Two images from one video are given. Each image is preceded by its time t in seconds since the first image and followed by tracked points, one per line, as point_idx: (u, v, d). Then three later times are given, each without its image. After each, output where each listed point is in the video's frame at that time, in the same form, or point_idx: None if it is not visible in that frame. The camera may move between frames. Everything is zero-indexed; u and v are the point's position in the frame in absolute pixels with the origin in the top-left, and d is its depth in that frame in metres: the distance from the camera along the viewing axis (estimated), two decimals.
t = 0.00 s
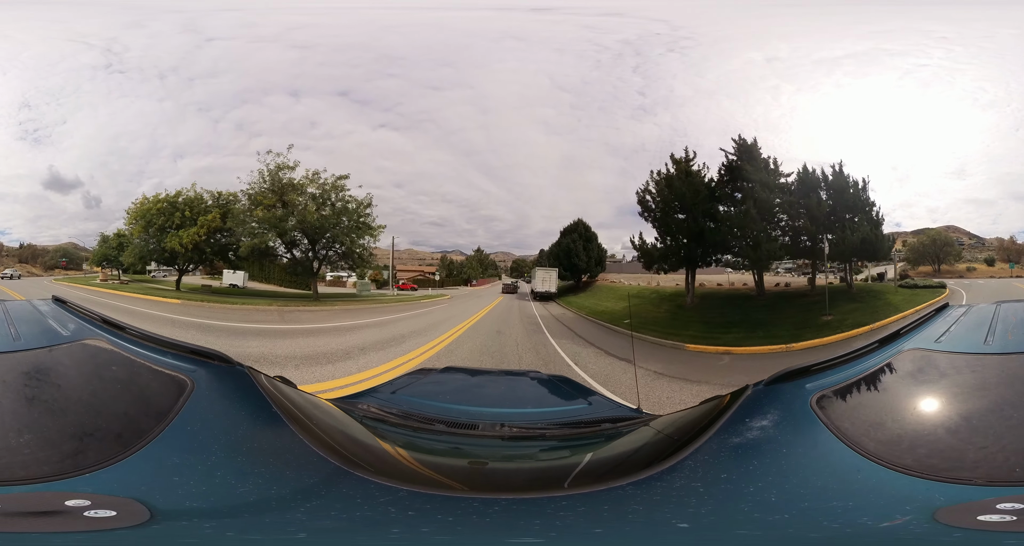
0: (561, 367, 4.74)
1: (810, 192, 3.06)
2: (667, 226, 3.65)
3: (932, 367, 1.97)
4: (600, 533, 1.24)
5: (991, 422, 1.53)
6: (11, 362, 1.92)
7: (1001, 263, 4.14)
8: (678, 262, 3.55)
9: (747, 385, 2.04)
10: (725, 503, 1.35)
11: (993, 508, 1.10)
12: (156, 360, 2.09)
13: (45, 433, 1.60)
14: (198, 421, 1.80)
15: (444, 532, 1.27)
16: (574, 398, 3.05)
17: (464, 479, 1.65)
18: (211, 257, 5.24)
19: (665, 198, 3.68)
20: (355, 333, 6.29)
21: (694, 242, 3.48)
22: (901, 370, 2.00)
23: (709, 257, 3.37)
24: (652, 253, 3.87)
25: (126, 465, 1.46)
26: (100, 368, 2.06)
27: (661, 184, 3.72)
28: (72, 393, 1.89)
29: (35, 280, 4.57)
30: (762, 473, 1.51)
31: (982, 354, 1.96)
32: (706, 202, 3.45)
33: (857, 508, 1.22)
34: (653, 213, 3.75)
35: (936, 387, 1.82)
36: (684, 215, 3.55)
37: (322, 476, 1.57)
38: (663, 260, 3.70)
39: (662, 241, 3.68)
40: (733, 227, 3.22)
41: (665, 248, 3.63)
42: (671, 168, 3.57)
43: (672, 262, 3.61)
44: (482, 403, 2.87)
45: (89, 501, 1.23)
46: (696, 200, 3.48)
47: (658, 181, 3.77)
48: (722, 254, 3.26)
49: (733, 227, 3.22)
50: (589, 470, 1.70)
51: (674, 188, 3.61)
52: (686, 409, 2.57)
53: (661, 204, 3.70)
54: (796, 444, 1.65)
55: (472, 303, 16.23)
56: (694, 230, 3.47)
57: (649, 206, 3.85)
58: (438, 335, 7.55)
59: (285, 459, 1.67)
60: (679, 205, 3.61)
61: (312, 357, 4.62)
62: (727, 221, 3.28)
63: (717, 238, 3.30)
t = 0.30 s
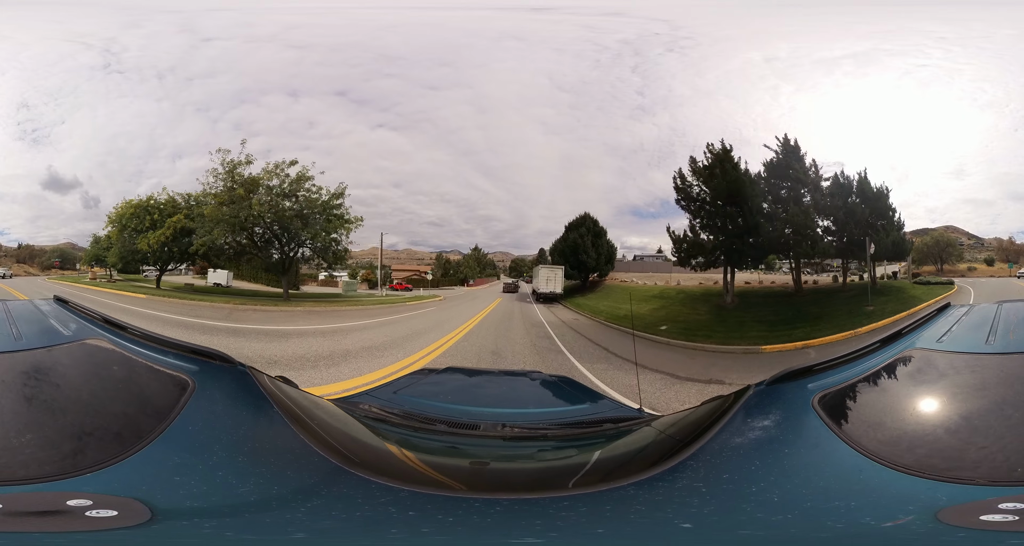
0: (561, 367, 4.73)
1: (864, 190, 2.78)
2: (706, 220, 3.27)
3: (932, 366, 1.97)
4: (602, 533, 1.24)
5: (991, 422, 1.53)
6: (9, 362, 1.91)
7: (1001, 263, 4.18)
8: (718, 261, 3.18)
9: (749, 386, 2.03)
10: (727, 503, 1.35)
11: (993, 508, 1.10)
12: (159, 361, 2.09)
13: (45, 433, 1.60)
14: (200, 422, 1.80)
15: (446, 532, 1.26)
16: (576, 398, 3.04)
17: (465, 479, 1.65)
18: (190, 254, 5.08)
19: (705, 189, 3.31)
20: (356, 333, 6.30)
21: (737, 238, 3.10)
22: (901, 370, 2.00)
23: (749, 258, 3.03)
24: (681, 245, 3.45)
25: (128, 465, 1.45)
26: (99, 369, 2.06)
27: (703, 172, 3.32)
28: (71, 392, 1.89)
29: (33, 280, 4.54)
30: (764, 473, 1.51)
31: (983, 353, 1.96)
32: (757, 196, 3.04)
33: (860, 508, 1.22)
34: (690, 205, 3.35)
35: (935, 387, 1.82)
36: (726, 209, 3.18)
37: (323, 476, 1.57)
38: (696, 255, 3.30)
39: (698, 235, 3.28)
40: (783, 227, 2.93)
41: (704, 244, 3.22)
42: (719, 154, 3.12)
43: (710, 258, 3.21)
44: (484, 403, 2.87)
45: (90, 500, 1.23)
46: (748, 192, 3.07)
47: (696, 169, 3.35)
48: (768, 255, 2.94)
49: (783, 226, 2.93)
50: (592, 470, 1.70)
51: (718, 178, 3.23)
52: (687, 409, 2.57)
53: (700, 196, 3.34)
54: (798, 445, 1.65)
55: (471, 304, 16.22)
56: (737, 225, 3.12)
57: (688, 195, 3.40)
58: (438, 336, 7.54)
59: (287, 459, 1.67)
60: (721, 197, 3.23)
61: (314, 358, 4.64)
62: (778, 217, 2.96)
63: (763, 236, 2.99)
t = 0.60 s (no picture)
0: (561, 368, 4.73)
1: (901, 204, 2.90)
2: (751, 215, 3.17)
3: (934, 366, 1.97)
4: (606, 534, 1.23)
5: (991, 422, 1.53)
6: (9, 363, 1.91)
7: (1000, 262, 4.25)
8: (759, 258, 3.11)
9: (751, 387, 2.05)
10: (730, 503, 1.35)
11: (995, 508, 1.10)
12: (159, 360, 2.09)
13: (45, 432, 1.59)
14: (200, 422, 1.79)
15: (448, 532, 1.26)
16: (577, 399, 3.03)
17: (467, 480, 1.65)
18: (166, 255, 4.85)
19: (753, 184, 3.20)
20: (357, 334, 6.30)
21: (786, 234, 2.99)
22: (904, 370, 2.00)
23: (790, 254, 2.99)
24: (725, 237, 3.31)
25: (129, 465, 1.45)
26: (98, 369, 2.06)
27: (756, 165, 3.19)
28: (71, 391, 1.88)
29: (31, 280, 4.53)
30: (766, 473, 1.51)
31: (984, 353, 1.96)
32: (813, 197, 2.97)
33: (862, 508, 1.22)
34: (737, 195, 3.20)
35: (934, 388, 1.83)
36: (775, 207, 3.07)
37: (324, 476, 1.56)
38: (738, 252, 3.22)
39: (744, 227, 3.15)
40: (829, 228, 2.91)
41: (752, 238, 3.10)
42: (776, 150, 2.92)
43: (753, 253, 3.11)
44: (485, 403, 2.87)
45: (91, 500, 1.22)
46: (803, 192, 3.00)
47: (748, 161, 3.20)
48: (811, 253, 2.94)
49: (830, 227, 2.91)
50: (594, 470, 1.71)
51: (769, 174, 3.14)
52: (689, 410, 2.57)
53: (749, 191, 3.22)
54: (800, 445, 1.65)
55: (471, 305, 16.24)
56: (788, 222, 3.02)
57: (739, 184, 3.22)
58: (438, 337, 7.53)
59: (288, 459, 1.66)
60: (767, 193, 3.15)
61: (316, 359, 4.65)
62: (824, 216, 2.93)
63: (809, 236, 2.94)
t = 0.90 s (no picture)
0: (562, 369, 4.73)
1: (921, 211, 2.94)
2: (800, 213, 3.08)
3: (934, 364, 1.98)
4: (611, 533, 1.23)
5: (988, 422, 1.52)
6: (9, 363, 1.91)
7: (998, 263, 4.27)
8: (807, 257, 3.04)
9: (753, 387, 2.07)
10: (731, 503, 1.35)
11: (994, 508, 1.10)
12: (160, 361, 2.11)
13: (44, 432, 1.59)
14: (202, 422, 1.78)
15: (449, 532, 1.26)
16: (578, 399, 3.02)
17: (468, 479, 1.65)
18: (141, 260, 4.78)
19: (803, 182, 3.13)
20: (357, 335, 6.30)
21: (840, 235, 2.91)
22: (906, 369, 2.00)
23: (839, 254, 2.96)
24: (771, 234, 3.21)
25: (130, 465, 1.44)
26: (98, 369, 2.06)
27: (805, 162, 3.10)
28: (72, 390, 1.88)
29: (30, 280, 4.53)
30: (767, 472, 1.50)
31: (985, 352, 1.96)
32: (861, 197, 2.94)
33: (863, 507, 1.22)
34: (786, 197, 3.12)
35: (932, 388, 1.81)
36: (826, 205, 3.01)
37: (326, 476, 1.56)
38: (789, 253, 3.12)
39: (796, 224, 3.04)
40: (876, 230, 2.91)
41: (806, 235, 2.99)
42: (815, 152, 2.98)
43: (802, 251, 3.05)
44: (487, 403, 2.87)
45: (91, 500, 1.22)
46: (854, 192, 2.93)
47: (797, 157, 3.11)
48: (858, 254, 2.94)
49: (876, 229, 2.91)
50: (595, 469, 1.71)
51: (818, 171, 3.06)
52: (691, 409, 2.56)
53: (798, 188, 3.14)
54: (801, 444, 1.65)
55: (472, 305, 16.26)
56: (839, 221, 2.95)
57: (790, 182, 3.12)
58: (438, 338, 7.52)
59: (289, 459, 1.66)
60: (815, 192, 3.09)
61: (315, 362, 4.64)
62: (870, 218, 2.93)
63: (857, 238, 2.92)
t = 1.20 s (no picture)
0: (563, 370, 4.73)
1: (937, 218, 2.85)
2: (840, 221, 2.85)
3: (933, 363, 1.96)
4: (614, 532, 1.24)
5: (985, 422, 1.47)
6: (8, 363, 1.91)
7: (997, 262, 4.28)
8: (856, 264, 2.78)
9: (755, 387, 2.09)
10: (732, 502, 1.35)
11: (992, 508, 1.09)
12: (162, 362, 2.14)
13: (43, 431, 1.59)
14: (203, 422, 1.78)
15: (454, 532, 1.26)
16: (579, 398, 3.02)
17: (468, 480, 1.64)
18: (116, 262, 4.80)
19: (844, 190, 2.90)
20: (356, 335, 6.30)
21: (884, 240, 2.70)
22: (908, 366, 1.98)
23: (889, 258, 2.72)
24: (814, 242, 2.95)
25: (132, 465, 1.44)
26: (96, 370, 2.05)
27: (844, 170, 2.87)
28: (70, 391, 1.88)
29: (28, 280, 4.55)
30: (768, 472, 1.51)
31: (986, 352, 1.96)
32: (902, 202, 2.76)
33: (862, 507, 1.23)
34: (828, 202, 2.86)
35: (929, 388, 1.77)
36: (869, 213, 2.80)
37: (328, 476, 1.56)
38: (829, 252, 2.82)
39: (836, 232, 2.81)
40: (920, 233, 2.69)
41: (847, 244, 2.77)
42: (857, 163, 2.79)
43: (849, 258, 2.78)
44: (489, 403, 2.87)
45: (91, 501, 1.22)
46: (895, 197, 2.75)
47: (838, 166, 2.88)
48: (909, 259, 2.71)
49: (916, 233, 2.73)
50: (597, 468, 1.71)
51: (859, 180, 2.85)
52: (692, 409, 2.57)
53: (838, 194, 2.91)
54: (802, 443, 1.65)
55: (471, 305, 16.24)
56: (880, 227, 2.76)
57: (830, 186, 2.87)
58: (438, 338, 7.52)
59: (292, 459, 1.66)
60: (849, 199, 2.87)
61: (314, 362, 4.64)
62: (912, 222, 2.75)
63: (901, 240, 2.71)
